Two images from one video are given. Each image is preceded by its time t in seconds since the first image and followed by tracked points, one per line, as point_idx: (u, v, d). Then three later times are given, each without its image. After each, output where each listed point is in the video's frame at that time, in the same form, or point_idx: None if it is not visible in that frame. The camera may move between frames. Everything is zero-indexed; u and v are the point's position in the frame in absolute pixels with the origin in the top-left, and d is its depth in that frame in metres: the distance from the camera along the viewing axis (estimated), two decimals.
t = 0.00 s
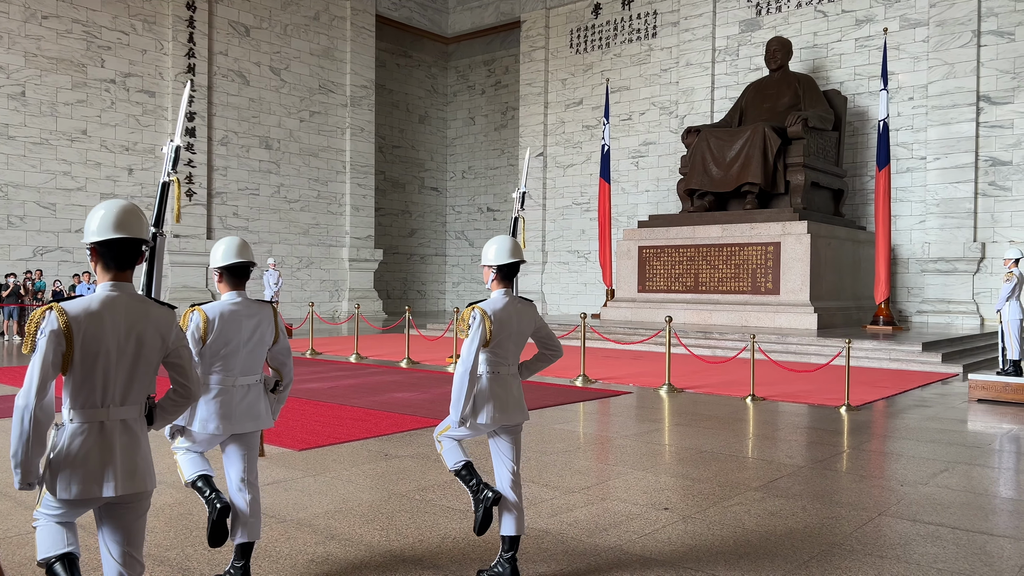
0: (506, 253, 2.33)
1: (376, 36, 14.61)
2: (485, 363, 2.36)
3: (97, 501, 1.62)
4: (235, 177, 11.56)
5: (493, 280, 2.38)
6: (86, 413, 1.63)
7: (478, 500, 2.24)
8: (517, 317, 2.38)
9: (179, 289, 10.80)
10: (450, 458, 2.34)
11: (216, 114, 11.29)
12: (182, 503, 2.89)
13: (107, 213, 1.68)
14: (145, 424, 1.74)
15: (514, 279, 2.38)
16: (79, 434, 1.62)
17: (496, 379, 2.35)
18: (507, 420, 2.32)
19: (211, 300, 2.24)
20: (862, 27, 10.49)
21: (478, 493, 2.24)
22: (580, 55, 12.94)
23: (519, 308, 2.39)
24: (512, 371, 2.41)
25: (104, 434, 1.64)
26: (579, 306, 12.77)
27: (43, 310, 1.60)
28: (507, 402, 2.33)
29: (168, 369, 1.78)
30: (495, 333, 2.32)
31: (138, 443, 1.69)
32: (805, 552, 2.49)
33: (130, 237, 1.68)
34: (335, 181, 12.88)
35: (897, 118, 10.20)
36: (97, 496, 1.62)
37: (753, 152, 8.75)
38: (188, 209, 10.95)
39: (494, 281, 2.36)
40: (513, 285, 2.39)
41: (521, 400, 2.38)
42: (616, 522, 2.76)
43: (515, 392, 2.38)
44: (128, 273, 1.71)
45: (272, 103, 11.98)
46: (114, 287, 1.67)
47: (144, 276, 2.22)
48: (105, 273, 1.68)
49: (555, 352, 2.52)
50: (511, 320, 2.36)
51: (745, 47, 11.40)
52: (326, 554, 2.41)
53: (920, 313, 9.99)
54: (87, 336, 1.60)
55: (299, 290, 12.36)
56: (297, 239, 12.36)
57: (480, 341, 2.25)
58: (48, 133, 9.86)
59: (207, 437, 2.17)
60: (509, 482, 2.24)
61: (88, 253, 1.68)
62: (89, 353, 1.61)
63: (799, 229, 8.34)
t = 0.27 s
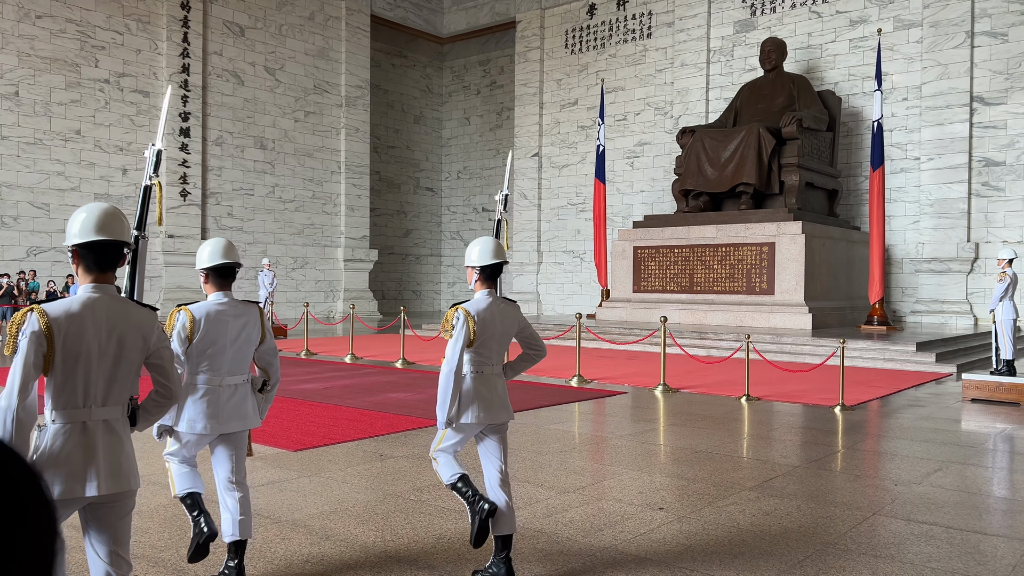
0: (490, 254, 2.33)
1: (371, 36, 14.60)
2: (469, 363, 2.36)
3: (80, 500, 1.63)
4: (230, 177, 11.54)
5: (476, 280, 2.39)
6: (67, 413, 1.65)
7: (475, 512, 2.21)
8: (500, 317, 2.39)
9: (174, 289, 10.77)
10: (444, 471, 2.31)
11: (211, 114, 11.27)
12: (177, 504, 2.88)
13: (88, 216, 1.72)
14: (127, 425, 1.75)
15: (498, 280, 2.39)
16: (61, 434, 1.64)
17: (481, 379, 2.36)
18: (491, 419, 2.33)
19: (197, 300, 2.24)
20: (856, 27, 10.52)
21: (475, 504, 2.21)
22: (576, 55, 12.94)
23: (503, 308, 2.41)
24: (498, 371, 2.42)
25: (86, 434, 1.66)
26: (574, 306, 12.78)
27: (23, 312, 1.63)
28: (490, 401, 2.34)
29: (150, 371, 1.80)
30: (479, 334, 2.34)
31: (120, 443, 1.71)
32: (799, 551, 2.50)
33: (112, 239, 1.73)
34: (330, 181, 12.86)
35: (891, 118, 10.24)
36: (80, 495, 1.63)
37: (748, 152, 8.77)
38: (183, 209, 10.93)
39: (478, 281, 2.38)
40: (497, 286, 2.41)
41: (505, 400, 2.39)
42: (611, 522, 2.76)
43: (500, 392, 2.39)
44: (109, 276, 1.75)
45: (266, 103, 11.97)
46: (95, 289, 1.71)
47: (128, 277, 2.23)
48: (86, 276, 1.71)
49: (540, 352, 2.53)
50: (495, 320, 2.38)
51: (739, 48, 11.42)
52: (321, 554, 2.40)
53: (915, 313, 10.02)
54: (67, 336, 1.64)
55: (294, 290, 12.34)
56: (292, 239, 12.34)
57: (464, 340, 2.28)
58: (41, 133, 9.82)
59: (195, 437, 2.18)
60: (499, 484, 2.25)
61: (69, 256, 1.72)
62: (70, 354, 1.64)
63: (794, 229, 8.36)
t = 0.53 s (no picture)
0: (466, 259, 2.36)
1: (365, 37, 14.58)
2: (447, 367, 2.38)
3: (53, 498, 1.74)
4: (223, 179, 11.51)
5: (452, 285, 2.41)
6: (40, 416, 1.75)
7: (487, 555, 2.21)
8: (476, 320, 2.42)
9: (167, 290, 10.74)
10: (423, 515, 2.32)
11: (204, 115, 11.24)
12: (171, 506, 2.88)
13: (61, 226, 1.83)
14: (98, 427, 1.86)
15: (473, 283, 2.40)
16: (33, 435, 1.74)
17: (459, 382, 2.37)
18: (470, 420, 2.33)
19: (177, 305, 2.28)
20: (849, 29, 10.56)
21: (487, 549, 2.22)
22: (570, 56, 12.95)
23: (479, 312, 2.43)
24: (476, 374, 2.44)
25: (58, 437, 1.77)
26: (569, 307, 12.78)
27: None
28: (468, 402, 2.35)
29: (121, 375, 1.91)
30: (454, 337, 2.36)
31: (91, 445, 1.81)
32: (792, 552, 2.50)
33: (84, 248, 1.84)
34: (324, 183, 12.84)
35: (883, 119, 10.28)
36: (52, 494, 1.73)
37: (741, 153, 8.79)
38: (176, 210, 10.91)
39: (453, 285, 2.40)
40: (472, 290, 2.44)
41: (484, 401, 2.40)
42: (605, 523, 2.76)
43: (478, 394, 2.39)
44: (81, 284, 1.86)
45: (260, 104, 11.94)
46: (67, 297, 1.82)
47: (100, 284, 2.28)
48: (59, 284, 1.83)
49: (517, 356, 2.52)
50: (471, 325, 2.40)
51: (733, 49, 11.44)
52: (314, 556, 2.40)
53: (907, 313, 10.05)
54: (39, 342, 1.74)
55: (288, 291, 12.31)
56: (285, 240, 12.32)
57: (440, 344, 2.31)
58: (34, 134, 9.78)
59: (176, 440, 2.23)
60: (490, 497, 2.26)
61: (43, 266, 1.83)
62: (42, 359, 1.75)
63: (787, 230, 8.38)
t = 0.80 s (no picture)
0: (439, 261, 2.42)
1: (360, 38, 14.57)
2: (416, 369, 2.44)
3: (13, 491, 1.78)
4: (217, 180, 11.49)
5: (426, 287, 2.48)
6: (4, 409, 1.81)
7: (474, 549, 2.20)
8: (446, 323, 2.47)
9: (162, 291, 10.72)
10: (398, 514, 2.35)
11: (198, 116, 11.23)
12: (165, 508, 2.87)
13: (32, 227, 1.92)
14: (61, 424, 1.92)
15: (447, 286, 2.47)
16: None
17: (428, 383, 2.42)
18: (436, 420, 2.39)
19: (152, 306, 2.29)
20: (842, 30, 10.59)
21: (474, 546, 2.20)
22: (564, 57, 12.97)
23: (451, 314, 2.49)
24: (445, 375, 2.49)
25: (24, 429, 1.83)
26: (563, 308, 12.79)
27: None
28: (434, 403, 2.40)
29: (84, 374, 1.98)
30: (425, 339, 2.41)
31: (51, 440, 1.87)
32: (785, 552, 2.51)
33: (53, 250, 1.92)
34: (319, 184, 12.83)
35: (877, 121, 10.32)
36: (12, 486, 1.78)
37: (735, 154, 8.81)
38: (170, 212, 10.89)
39: (427, 287, 2.46)
40: (446, 292, 2.50)
41: (450, 403, 2.45)
42: (600, 524, 2.76)
43: (445, 395, 2.45)
44: (50, 283, 1.94)
45: (254, 104, 11.93)
46: (35, 296, 1.90)
47: (71, 282, 2.32)
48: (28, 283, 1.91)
49: (485, 357, 2.62)
50: (442, 327, 2.46)
51: (727, 50, 11.47)
52: (308, 558, 2.39)
53: (901, 314, 10.08)
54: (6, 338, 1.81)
55: (283, 293, 12.30)
56: (280, 241, 12.30)
57: (412, 345, 2.37)
58: (27, 135, 9.75)
59: (145, 439, 2.26)
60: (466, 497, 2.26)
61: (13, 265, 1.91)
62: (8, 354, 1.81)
63: (781, 231, 8.40)
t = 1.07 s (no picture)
0: (416, 261, 2.49)
1: (355, 40, 14.57)
2: (394, 370, 2.51)
3: None
4: (212, 181, 11.48)
5: (405, 286, 2.55)
6: None
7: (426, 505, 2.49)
8: (423, 321, 2.55)
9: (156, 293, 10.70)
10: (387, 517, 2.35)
11: (193, 118, 11.21)
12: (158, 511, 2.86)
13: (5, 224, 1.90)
14: (35, 419, 1.93)
15: (424, 285, 2.54)
16: None
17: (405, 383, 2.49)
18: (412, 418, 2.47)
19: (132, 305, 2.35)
20: (837, 32, 10.62)
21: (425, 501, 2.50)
22: (560, 59, 12.98)
23: (427, 314, 2.56)
24: (421, 374, 2.56)
25: None
26: (559, 309, 12.79)
27: None
28: (411, 401, 2.47)
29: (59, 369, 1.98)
30: (399, 337, 2.49)
31: (23, 435, 1.89)
32: (779, 552, 2.51)
33: (25, 248, 1.91)
34: (314, 185, 12.82)
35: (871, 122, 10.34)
36: None
37: (730, 155, 8.82)
38: (164, 213, 10.87)
39: (405, 287, 2.54)
40: (424, 293, 2.57)
41: (425, 401, 2.53)
42: (593, 525, 2.76)
43: (421, 394, 2.53)
44: (24, 280, 1.93)
45: (249, 106, 11.91)
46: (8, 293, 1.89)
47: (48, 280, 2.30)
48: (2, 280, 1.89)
49: (464, 357, 2.66)
50: (419, 328, 2.53)
51: (722, 51, 11.48)
52: (301, 560, 2.39)
53: (896, 314, 10.10)
54: None
55: (278, 294, 12.28)
56: (275, 243, 12.29)
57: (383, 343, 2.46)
58: (21, 137, 9.73)
59: (127, 437, 2.30)
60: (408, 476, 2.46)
61: None
62: None
63: (776, 232, 8.42)
